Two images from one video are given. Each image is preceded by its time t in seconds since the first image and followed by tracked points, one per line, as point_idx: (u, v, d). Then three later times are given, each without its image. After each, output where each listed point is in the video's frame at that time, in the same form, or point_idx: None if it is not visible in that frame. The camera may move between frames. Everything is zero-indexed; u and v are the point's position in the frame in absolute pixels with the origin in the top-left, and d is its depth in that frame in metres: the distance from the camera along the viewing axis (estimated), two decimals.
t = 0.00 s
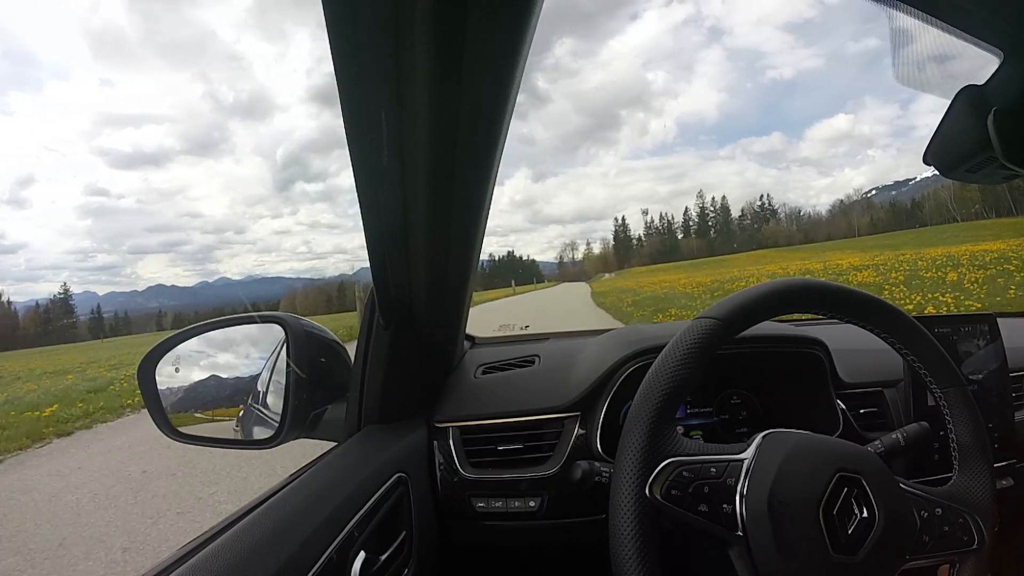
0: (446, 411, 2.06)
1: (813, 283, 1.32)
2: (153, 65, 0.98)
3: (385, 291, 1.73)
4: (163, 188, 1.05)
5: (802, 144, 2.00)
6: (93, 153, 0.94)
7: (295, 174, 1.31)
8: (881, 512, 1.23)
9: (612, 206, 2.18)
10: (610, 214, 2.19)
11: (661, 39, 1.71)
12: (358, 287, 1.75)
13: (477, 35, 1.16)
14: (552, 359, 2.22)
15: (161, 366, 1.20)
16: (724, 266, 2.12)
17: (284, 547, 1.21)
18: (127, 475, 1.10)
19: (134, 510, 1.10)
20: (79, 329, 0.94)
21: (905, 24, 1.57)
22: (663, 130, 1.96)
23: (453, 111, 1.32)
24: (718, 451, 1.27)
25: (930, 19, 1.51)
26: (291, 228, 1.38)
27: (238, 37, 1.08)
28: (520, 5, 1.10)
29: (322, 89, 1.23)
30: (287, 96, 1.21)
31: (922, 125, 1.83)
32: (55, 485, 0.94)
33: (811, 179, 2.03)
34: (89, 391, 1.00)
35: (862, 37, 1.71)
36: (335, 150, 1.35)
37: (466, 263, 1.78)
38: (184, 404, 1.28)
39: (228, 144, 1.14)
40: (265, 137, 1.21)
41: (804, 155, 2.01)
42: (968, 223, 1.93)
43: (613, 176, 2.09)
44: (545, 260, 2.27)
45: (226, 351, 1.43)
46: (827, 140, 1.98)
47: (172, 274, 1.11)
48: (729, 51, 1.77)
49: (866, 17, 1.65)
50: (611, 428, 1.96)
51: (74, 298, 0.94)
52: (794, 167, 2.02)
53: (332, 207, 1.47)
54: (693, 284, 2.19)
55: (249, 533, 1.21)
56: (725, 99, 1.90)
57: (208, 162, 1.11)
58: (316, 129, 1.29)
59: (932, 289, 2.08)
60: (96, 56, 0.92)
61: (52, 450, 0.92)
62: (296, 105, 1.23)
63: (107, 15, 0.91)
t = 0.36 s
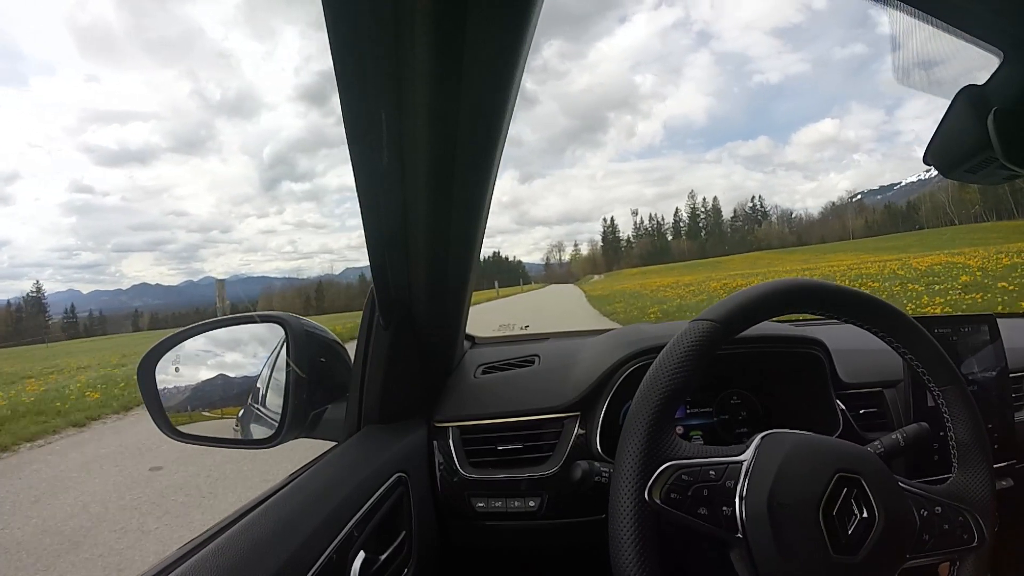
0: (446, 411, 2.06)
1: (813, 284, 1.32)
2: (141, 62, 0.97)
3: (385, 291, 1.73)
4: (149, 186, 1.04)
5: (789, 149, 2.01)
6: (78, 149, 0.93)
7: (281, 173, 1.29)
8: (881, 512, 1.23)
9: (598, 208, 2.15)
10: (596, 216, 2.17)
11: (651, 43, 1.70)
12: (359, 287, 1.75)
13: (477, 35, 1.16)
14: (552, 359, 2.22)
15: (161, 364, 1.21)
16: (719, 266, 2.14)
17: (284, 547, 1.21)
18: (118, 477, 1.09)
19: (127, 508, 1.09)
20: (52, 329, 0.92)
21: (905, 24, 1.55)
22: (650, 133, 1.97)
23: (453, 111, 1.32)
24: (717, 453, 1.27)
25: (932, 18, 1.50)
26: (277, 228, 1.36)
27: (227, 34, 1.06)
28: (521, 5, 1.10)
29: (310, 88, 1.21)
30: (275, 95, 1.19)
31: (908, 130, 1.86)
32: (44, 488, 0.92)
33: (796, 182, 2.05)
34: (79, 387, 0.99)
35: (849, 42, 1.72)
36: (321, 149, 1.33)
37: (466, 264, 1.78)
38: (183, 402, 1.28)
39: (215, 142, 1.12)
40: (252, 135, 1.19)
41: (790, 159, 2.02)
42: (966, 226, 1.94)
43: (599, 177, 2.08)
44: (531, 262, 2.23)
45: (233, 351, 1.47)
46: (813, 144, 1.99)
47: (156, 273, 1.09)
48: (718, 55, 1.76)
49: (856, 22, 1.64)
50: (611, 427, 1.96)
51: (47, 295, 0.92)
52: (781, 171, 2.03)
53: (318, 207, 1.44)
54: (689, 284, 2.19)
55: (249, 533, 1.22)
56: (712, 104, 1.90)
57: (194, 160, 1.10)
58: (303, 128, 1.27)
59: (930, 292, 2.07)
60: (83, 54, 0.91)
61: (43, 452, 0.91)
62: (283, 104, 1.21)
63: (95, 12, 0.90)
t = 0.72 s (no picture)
0: (446, 411, 2.06)
1: (813, 284, 1.32)
2: (127, 61, 0.96)
3: (385, 291, 1.74)
4: (134, 184, 1.01)
5: (775, 150, 2.02)
6: (64, 147, 0.92)
7: (268, 171, 1.26)
8: (881, 512, 1.23)
9: (586, 207, 2.16)
10: (582, 216, 2.17)
11: (639, 43, 1.70)
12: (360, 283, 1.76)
13: (478, 37, 1.15)
14: (552, 359, 2.22)
15: (161, 365, 1.20)
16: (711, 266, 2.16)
17: (284, 547, 1.21)
18: (111, 479, 1.06)
19: (117, 513, 1.07)
20: (25, 330, 0.88)
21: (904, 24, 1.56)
22: (638, 133, 1.97)
23: (453, 112, 1.31)
24: (717, 455, 1.27)
25: (937, 22, 1.50)
26: (263, 226, 1.31)
27: (214, 32, 1.05)
28: (521, 6, 1.09)
29: (297, 86, 1.21)
30: (261, 93, 1.18)
31: (894, 131, 1.89)
32: (29, 492, 0.90)
33: (783, 183, 2.07)
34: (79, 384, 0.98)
35: (835, 45, 1.75)
36: (307, 148, 1.31)
37: (466, 263, 1.78)
38: (186, 404, 1.28)
39: (200, 140, 1.10)
40: (238, 133, 1.17)
41: (776, 160, 2.03)
42: (967, 225, 1.92)
43: (586, 177, 2.08)
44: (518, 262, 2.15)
45: (241, 352, 1.49)
46: (800, 144, 2.01)
47: (143, 273, 1.07)
48: (706, 56, 1.77)
49: (844, 23, 1.69)
50: (611, 428, 1.96)
51: (25, 298, 0.88)
52: (767, 172, 2.04)
53: (304, 206, 1.41)
54: (683, 284, 2.23)
55: (249, 533, 1.21)
56: (700, 104, 1.91)
57: (179, 159, 1.07)
58: (290, 126, 1.26)
59: (928, 292, 2.06)
60: (69, 50, 0.89)
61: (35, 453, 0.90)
62: (269, 102, 1.20)
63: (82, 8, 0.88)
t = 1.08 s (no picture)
0: (446, 411, 2.06)
1: (813, 284, 1.32)
2: (114, 59, 0.94)
3: (385, 291, 1.74)
4: (120, 182, 1.00)
5: (763, 151, 2.02)
6: (49, 145, 0.91)
7: (255, 170, 1.24)
8: (881, 511, 1.23)
9: (574, 208, 2.18)
10: (570, 215, 2.20)
11: (627, 44, 1.71)
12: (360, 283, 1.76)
13: (477, 36, 1.15)
14: (552, 359, 2.22)
15: (161, 365, 1.20)
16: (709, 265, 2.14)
17: (284, 547, 1.21)
18: (100, 482, 1.05)
19: (107, 517, 1.05)
20: None
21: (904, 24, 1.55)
22: (626, 134, 1.97)
23: (453, 112, 1.31)
24: (715, 460, 1.28)
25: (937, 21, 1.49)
26: (249, 226, 1.28)
27: (202, 29, 1.04)
28: (520, 6, 1.09)
29: (285, 85, 1.20)
30: (249, 93, 1.16)
31: (880, 133, 1.92)
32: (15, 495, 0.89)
33: (769, 184, 2.07)
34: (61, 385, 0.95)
35: (824, 47, 1.77)
36: (295, 147, 1.30)
37: (466, 263, 1.77)
38: (193, 403, 1.30)
39: (187, 138, 1.08)
40: (226, 132, 1.15)
41: (764, 161, 2.03)
42: (968, 225, 1.92)
43: (574, 177, 2.08)
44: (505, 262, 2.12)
45: (248, 352, 1.52)
46: (786, 146, 2.01)
47: (128, 273, 1.05)
48: (694, 57, 1.78)
49: (830, 26, 1.71)
50: (611, 428, 1.96)
51: None
52: (754, 173, 2.04)
53: (292, 205, 1.38)
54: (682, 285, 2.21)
55: (250, 532, 1.22)
56: (689, 104, 1.92)
57: (166, 156, 1.05)
58: (278, 125, 1.25)
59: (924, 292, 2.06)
60: (56, 47, 0.88)
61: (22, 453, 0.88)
62: (258, 100, 1.18)
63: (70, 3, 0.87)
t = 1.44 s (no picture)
0: (446, 411, 2.06)
1: (813, 284, 1.33)
2: (102, 58, 0.94)
3: (385, 291, 1.74)
4: (108, 183, 1.00)
5: (751, 150, 2.01)
6: (37, 146, 0.89)
7: (245, 171, 1.23)
8: (882, 509, 1.23)
9: (563, 207, 2.15)
10: (560, 216, 2.16)
11: (616, 44, 1.70)
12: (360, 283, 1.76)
13: (477, 37, 1.14)
14: (552, 359, 2.22)
15: (161, 365, 1.19)
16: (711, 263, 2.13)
17: (284, 547, 1.21)
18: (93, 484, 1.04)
19: (101, 519, 1.05)
20: None
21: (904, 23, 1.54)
22: (616, 133, 1.96)
23: (453, 112, 1.31)
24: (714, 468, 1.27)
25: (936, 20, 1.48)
26: (239, 227, 1.26)
27: (190, 29, 1.03)
28: (519, 7, 1.08)
29: (274, 84, 1.20)
30: (238, 92, 1.15)
31: (869, 133, 1.95)
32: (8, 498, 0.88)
33: (759, 182, 2.07)
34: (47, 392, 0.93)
35: (813, 46, 1.79)
36: (284, 148, 1.29)
37: (467, 263, 1.77)
38: (197, 405, 1.32)
39: (176, 138, 1.07)
40: (214, 132, 1.14)
41: (753, 160, 2.03)
42: (969, 220, 1.94)
43: (563, 177, 2.05)
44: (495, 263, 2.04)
45: (252, 354, 1.55)
46: (776, 145, 2.01)
47: (117, 276, 1.03)
48: (683, 57, 1.78)
49: (818, 26, 1.72)
50: (611, 429, 1.96)
51: None
52: (743, 172, 2.05)
53: (281, 206, 1.36)
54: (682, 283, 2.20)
55: (250, 532, 1.22)
56: (677, 104, 1.91)
57: (155, 157, 1.05)
58: (267, 126, 1.23)
59: (920, 289, 2.08)
60: (44, 46, 0.87)
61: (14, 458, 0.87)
62: (247, 100, 1.17)
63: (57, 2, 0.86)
